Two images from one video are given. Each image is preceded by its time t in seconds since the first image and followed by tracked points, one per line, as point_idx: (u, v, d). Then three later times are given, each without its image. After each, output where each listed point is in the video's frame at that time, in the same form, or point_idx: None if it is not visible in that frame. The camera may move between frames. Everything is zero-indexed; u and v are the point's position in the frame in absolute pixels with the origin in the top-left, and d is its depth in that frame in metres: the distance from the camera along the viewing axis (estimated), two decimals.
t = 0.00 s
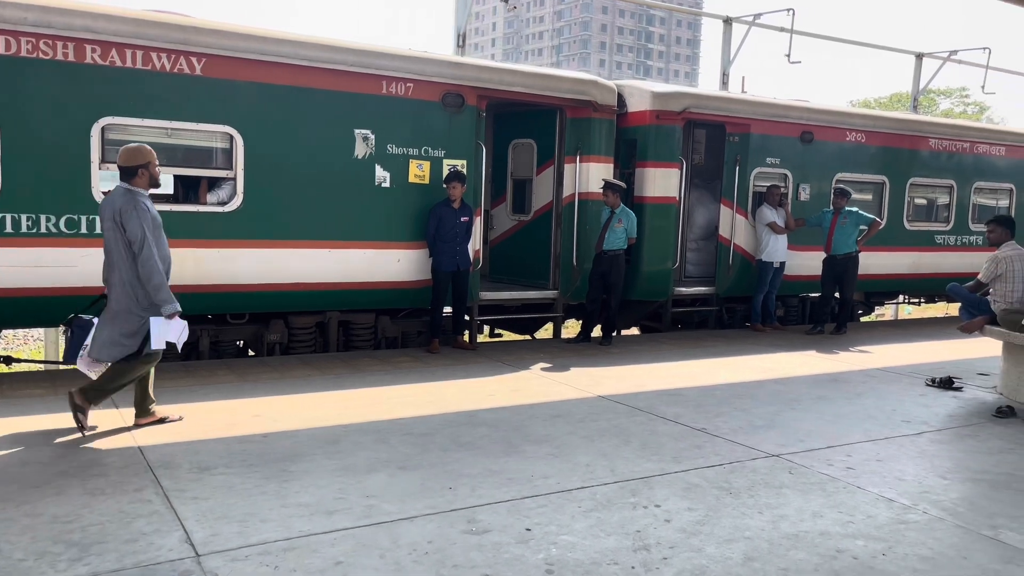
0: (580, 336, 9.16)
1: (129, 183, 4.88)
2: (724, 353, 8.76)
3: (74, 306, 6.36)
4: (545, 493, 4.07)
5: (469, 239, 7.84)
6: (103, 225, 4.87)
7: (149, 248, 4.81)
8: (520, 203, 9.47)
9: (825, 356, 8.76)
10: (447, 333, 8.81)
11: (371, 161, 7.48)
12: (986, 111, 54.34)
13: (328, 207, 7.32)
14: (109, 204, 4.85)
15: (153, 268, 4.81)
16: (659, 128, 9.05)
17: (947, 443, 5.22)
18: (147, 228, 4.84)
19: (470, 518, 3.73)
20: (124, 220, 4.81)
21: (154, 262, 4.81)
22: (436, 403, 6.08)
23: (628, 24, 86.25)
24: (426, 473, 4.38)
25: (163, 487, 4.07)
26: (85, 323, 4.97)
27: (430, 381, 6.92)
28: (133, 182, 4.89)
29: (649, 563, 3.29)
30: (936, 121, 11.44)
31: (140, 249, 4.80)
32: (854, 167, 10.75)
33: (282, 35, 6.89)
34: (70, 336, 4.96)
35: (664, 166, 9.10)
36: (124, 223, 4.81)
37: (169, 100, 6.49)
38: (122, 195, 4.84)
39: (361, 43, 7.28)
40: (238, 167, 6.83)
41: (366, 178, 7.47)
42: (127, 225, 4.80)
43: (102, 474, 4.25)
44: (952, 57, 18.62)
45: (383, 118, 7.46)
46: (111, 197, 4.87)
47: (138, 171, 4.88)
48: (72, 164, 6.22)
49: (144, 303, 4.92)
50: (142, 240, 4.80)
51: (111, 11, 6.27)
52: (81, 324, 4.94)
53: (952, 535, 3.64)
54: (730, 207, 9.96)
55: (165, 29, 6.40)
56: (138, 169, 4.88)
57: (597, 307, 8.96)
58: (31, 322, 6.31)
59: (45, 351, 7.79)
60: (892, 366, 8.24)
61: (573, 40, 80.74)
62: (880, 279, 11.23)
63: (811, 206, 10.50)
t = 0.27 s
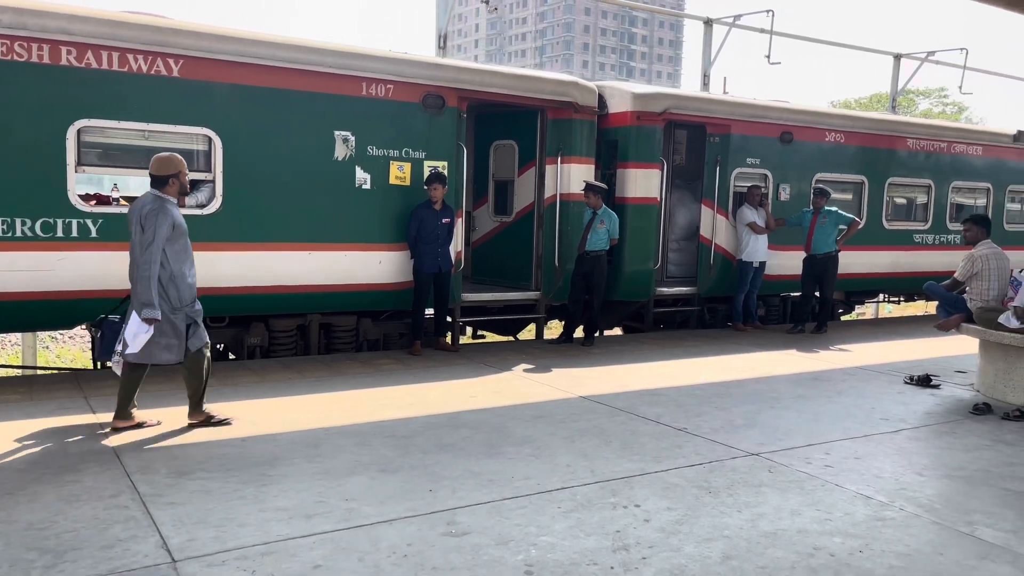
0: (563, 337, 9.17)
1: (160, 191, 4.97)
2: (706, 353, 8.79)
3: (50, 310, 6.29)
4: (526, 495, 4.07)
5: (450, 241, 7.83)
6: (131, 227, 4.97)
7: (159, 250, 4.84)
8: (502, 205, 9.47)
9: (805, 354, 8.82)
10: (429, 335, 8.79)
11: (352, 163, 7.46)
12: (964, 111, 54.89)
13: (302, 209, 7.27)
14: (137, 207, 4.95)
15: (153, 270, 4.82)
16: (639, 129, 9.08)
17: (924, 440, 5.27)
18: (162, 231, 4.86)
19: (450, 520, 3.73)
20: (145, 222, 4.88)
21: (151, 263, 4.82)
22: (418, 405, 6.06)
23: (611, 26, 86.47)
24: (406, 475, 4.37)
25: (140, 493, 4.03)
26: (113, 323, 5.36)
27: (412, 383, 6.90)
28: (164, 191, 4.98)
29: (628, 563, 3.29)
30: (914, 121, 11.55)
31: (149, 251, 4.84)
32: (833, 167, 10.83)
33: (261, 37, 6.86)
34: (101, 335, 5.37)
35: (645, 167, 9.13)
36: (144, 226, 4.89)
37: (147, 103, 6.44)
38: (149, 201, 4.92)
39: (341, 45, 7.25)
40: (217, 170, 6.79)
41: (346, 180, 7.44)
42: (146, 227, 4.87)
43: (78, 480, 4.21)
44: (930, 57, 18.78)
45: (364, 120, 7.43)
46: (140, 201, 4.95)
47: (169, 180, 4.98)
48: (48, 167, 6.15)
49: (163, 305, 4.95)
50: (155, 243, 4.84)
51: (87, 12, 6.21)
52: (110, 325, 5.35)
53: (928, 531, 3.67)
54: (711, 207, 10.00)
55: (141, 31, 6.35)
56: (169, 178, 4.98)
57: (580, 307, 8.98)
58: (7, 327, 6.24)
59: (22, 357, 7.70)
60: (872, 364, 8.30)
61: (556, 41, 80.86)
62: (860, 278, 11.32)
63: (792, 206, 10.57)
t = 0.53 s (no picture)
0: (543, 339, 9.17)
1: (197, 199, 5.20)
2: (686, 353, 8.83)
3: (25, 315, 6.22)
4: (505, 496, 4.07)
5: (430, 242, 7.81)
6: (166, 235, 5.15)
7: (206, 257, 5.11)
8: (482, 206, 9.46)
9: (784, 354, 8.87)
10: (410, 337, 8.77)
11: (330, 165, 7.42)
12: (941, 112, 55.46)
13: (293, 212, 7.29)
14: (173, 216, 5.14)
15: (202, 278, 5.09)
16: (619, 130, 9.10)
17: (900, 438, 5.31)
18: (208, 238, 5.15)
19: (428, 522, 3.71)
20: (189, 231, 5.11)
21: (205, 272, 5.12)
22: (398, 408, 6.04)
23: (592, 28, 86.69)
24: (385, 478, 4.35)
25: (115, 498, 3.99)
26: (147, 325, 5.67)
27: (392, 385, 6.88)
28: (198, 198, 5.22)
29: (606, 563, 3.30)
30: (890, 122, 11.65)
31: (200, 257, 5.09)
32: (811, 168, 10.91)
33: (238, 38, 6.82)
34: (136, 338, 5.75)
35: (626, 169, 9.16)
36: (187, 234, 5.12)
37: (123, 104, 6.38)
38: (186, 208, 5.14)
39: (319, 46, 7.22)
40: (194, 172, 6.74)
41: (325, 182, 7.41)
42: (191, 237, 5.11)
43: (52, 485, 4.16)
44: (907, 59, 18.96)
45: (342, 121, 7.41)
46: (175, 207, 5.16)
47: (203, 187, 5.22)
48: (21, 170, 6.08)
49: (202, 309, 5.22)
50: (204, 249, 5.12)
51: (61, 13, 6.15)
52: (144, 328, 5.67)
53: (903, 528, 3.71)
54: (691, 208, 10.03)
55: (116, 32, 6.29)
56: (204, 185, 5.22)
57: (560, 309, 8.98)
58: None
59: None
60: (850, 363, 8.37)
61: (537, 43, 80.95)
62: (838, 278, 11.40)
63: (770, 206, 10.64)
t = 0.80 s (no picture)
0: (523, 340, 9.17)
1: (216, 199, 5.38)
2: (665, 354, 8.86)
3: None
4: (483, 498, 4.06)
5: (409, 244, 7.79)
6: (191, 235, 5.31)
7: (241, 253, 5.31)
8: (462, 208, 9.45)
9: (762, 354, 8.93)
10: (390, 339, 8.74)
11: (308, 166, 7.39)
12: (917, 114, 56.06)
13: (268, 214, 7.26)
14: (197, 217, 5.32)
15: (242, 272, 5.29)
16: (598, 132, 9.13)
17: (875, 436, 5.36)
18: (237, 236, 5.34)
19: (405, 524, 3.70)
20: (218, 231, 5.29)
21: (255, 262, 5.28)
22: (376, 410, 6.02)
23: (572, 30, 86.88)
24: (362, 481, 4.33)
25: (88, 503, 3.95)
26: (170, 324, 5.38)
27: (370, 387, 6.85)
28: (218, 197, 5.39)
29: (582, 563, 3.30)
30: (866, 124, 11.77)
31: (233, 254, 5.27)
32: (788, 169, 10.99)
33: (215, 39, 6.76)
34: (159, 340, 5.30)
35: (605, 170, 9.18)
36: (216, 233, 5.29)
37: (97, 105, 6.32)
38: (209, 208, 5.33)
39: (296, 47, 7.18)
40: (170, 173, 6.68)
41: (303, 183, 7.37)
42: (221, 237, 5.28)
43: (23, 491, 4.10)
44: (883, 61, 19.13)
45: (320, 122, 7.37)
46: (198, 208, 5.34)
47: (223, 186, 5.38)
48: None
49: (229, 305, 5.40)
50: (236, 246, 5.30)
51: (34, 13, 6.08)
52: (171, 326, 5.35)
53: (877, 526, 3.74)
54: (670, 209, 10.08)
55: (90, 32, 6.23)
56: (223, 184, 5.39)
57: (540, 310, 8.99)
58: None
59: None
60: (827, 363, 8.44)
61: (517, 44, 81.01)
62: (816, 279, 11.50)
63: (748, 207, 10.71)
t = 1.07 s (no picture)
0: (502, 341, 9.17)
1: (237, 204, 5.47)
2: (643, 355, 8.90)
3: None
4: (460, 499, 4.06)
5: (388, 245, 7.77)
6: (213, 240, 5.44)
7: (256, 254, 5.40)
8: (441, 209, 9.44)
9: (739, 354, 9.00)
10: (368, 341, 8.71)
11: (285, 167, 7.35)
12: (893, 117, 56.67)
13: (255, 217, 7.28)
14: (219, 222, 5.45)
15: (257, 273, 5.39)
16: (577, 134, 9.15)
17: (850, 435, 5.42)
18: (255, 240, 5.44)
19: (381, 526, 3.69)
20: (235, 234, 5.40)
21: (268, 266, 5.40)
22: (353, 412, 5.99)
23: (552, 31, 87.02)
24: (339, 483, 4.31)
25: (60, 508, 3.90)
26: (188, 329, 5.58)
27: (348, 389, 6.82)
28: (239, 203, 5.48)
29: (558, 564, 3.31)
30: (842, 127, 11.88)
31: (249, 258, 5.37)
32: (765, 171, 11.07)
33: (190, 39, 6.71)
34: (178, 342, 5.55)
35: (583, 171, 9.21)
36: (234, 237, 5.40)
37: (70, 105, 6.25)
38: (229, 213, 5.45)
39: (273, 47, 7.14)
40: (144, 174, 6.62)
41: (280, 184, 7.33)
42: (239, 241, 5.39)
43: None
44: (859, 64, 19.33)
45: (297, 123, 7.33)
46: (220, 214, 5.47)
47: (244, 191, 5.46)
48: None
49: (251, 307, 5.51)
50: (253, 251, 5.39)
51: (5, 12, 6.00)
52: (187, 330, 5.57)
53: (850, 524, 3.78)
54: (648, 210, 10.12)
55: (63, 31, 6.16)
56: (244, 190, 5.47)
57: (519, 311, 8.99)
58: None
59: None
60: (803, 363, 8.51)
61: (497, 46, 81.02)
62: (792, 279, 11.59)
63: (726, 209, 10.77)
